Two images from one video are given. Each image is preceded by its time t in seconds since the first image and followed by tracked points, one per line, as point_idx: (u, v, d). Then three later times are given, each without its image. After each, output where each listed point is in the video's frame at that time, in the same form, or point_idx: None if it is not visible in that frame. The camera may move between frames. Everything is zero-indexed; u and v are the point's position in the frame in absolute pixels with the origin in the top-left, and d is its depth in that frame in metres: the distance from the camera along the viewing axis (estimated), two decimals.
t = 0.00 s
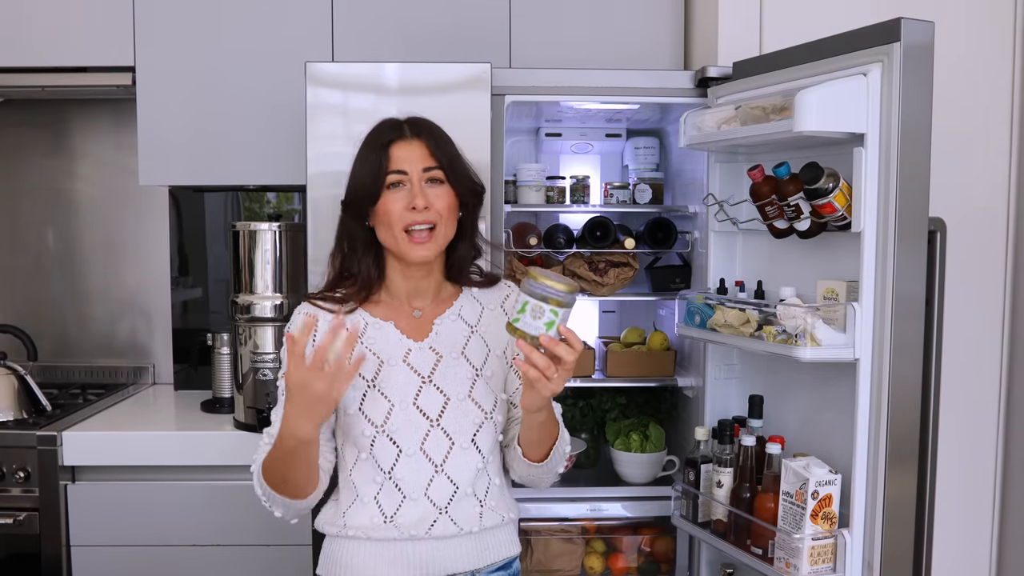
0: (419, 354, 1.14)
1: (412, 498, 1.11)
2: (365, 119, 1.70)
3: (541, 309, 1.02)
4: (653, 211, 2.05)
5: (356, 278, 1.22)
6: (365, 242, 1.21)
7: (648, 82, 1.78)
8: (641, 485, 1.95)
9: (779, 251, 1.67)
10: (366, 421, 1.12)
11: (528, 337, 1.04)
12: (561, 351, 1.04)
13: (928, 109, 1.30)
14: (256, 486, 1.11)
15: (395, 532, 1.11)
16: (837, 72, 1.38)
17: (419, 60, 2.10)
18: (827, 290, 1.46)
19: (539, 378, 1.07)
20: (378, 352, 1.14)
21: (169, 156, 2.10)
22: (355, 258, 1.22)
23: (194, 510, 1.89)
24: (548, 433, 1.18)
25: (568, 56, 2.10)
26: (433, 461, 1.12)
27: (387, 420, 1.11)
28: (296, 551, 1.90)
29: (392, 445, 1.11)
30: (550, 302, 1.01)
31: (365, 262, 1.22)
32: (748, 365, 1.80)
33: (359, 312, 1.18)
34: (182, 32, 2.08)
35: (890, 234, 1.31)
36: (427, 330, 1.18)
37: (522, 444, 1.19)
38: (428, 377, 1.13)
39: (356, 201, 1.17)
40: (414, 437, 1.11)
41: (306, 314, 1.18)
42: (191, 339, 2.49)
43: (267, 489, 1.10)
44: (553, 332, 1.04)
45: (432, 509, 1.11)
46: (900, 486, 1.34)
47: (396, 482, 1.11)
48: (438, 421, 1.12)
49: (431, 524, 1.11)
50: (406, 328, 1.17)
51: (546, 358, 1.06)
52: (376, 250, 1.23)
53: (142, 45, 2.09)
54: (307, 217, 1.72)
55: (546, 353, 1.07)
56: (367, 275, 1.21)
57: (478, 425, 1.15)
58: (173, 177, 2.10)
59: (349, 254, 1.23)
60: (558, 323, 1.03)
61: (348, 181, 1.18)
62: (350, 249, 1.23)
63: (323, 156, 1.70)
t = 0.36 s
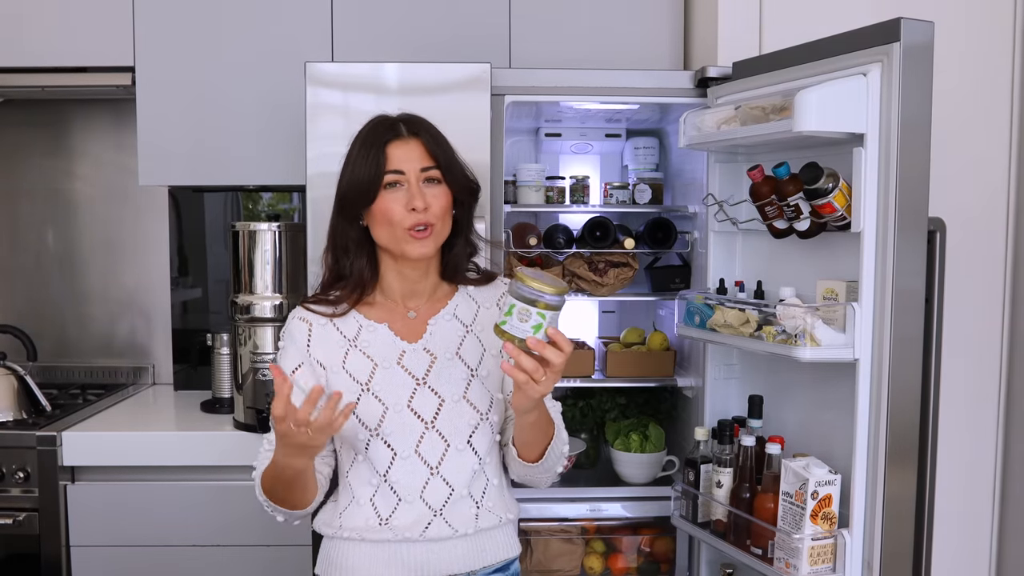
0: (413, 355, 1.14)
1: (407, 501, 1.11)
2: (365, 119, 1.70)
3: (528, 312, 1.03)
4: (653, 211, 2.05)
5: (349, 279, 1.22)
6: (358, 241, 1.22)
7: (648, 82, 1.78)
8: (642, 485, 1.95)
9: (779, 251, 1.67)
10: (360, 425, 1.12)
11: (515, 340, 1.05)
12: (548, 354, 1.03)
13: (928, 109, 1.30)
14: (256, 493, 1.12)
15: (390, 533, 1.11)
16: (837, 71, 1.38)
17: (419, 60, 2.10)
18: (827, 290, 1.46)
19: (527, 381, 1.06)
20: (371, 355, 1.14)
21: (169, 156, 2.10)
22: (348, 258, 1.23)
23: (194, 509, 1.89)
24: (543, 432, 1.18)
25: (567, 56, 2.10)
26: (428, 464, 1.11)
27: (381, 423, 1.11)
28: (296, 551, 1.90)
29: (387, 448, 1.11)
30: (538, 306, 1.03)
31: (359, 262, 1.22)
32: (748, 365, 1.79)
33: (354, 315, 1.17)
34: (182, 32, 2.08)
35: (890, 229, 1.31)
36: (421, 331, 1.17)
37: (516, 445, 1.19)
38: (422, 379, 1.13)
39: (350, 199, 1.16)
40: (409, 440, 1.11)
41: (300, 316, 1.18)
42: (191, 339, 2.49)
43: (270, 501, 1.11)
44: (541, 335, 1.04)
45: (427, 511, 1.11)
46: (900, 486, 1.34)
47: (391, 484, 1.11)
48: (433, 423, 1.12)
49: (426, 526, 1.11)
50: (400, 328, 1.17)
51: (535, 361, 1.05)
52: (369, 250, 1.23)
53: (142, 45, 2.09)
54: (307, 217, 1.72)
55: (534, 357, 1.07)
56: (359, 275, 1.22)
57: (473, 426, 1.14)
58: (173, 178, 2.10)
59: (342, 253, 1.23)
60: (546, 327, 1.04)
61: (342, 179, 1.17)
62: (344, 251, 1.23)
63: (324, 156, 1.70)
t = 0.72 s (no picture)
0: (414, 358, 1.14)
1: (410, 504, 1.11)
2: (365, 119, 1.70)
3: (527, 312, 1.04)
4: (653, 211, 2.05)
5: (348, 280, 1.22)
6: (359, 242, 1.22)
7: (648, 82, 1.78)
8: (642, 485, 1.95)
9: (779, 251, 1.67)
10: (362, 428, 1.12)
11: (515, 341, 1.05)
12: (550, 354, 1.03)
13: (928, 109, 1.30)
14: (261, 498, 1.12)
15: (393, 537, 1.11)
16: (837, 72, 1.38)
17: (419, 60, 2.10)
18: (827, 290, 1.46)
19: (529, 382, 1.06)
20: (373, 357, 1.14)
21: (169, 156, 2.10)
22: (347, 258, 1.22)
23: (194, 509, 1.89)
24: (546, 433, 1.17)
25: (567, 56, 2.10)
26: (431, 467, 1.12)
27: (383, 426, 1.11)
28: (297, 551, 1.90)
29: (390, 451, 1.11)
30: (536, 305, 1.04)
31: (358, 263, 1.22)
32: (748, 365, 1.80)
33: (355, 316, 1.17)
34: (182, 32, 2.08)
35: (890, 231, 1.31)
36: (424, 332, 1.17)
37: (520, 446, 1.19)
38: (424, 381, 1.13)
39: (353, 198, 1.16)
40: (411, 443, 1.11)
41: (300, 318, 1.18)
42: (191, 339, 2.49)
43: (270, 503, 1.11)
44: (541, 335, 1.04)
45: (431, 515, 1.11)
46: (900, 486, 1.34)
47: (394, 488, 1.11)
48: (436, 426, 1.12)
49: (430, 530, 1.11)
50: (402, 330, 1.17)
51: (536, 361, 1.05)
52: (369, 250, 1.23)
53: (142, 45, 2.09)
54: (307, 217, 1.72)
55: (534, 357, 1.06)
56: (359, 275, 1.22)
57: (477, 428, 1.14)
58: (173, 178, 2.10)
59: (341, 254, 1.23)
60: (545, 326, 1.05)
61: (342, 178, 1.16)
62: (343, 253, 1.22)
63: (324, 156, 1.70)
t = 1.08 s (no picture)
0: (421, 360, 1.14)
1: (420, 507, 1.11)
2: (365, 119, 1.70)
3: (539, 314, 1.03)
4: (653, 211, 2.05)
5: (354, 280, 1.22)
6: (364, 243, 1.22)
7: (647, 82, 1.78)
8: (642, 485, 1.95)
9: (779, 251, 1.67)
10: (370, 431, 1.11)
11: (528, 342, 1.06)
12: (562, 356, 1.04)
13: (928, 109, 1.30)
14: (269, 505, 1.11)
15: (403, 542, 1.11)
16: (837, 72, 1.38)
17: (419, 60, 2.10)
18: (827, 290, 1.46)
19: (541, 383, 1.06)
20: (380, 360, 1.14)
21: (169, 156, 2.09)
22: (353, 259, 1.22)
23: (194, 509, 1.89)
24: (554, 434, 1.18)
25: (567, 56, 2.10)
26: (440, 469, 1.11)
27: (392, 429, 1.11)
28: (297, 551, 1.90)
29: (398, 455, 1.11)
30: (548, 307, 1.03)
31: (364, 264, 1.22)
32: (748, 365, 1.80)
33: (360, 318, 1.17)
34: (182, 32, 2.08)
35: (890, 231, 1.31)
36: (429, 334, 1.17)
37: (527, 446, 1.19)
38: (431, 384, 1.13)
39: (358, 198, 1.15)
40: (420, 446, 1.11)
41: (305, 321, 1.18)
42: (191, 339, 2.49)
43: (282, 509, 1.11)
44: (553, 336, 1.05)
45: (441, 518, 1.11)
46: (900, 486, 1.34)
47: (404, 491, 1.11)
48: (444, 428, 1.12)
49: (440, 533, 1.11)
50: (408, 332, 1.17)
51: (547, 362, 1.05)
52: (375, 251, 1.22)
53: (142, 45, 2.09)
54: (307, 217, 1.72)
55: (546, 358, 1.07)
56: (365, 276, 1.22)
57: (485, 430, 1.14)
58: (173, 178, 2.10)
59: (347, 254, 1.23)
60: (557, 328, 1.05)
61: (349, 178, 1.16)
62: (349, 254, 1.23)
63: (324, 156, 1.70)
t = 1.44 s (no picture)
0: (425, 361, 1.14)
1: (425, 508, 1.11)
2: (365, 119, 1.70)
3: (541, 315, 1.03)
4: (653, 211, 2.05)
5: (357, 280, 1.22)
6: (367, 242, 1.21)
7: (647, 82, 1.78)
8: (641, 485, 1.95)
9: (779, 251, 1.67)
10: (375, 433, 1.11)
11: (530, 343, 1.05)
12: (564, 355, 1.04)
13: (928, 109, 1.30)
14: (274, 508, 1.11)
15: (409, 542, 1.11)
16: (837, 71, 1.38)
17: (419, 60, 2.10)
18: (827, 290, 1.46)
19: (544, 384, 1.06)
20: (384, 361, 1.13)
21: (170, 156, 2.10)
22: (355, 259, 1.22)
23: (193, 509, 1.89)
24: (556, 435, 1.18)
25: (567, 56, 2.10)
26: (445, 471, 1.11)
27: (397, 431, 1.11)
28: (297, 551, 1.90)
29: (404, 456, 1.11)
30: (550, 308, 1.03)
31: (367, 264, 1.22)
32: (748, 365, 1.79)
33: (363, 320, 1.17)
34: (182, 32, 2.08)
35: (890, 231, 1.31)
36: (432, 336, 1.18)
37: (529, 446, 1.19)
38: (435, 385, 1.13)
39: (364, 197, 1.15)
40: (425, 447, 1.11)
41: (307, 323, 1.18)
42: (191, 339, 2.49)
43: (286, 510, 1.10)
44: (553, 338, 1.05)
45: (446, 518, 1.11)
46: (900, 486, 1.34)
47: (409, 492, 1.11)
48: (449, 429, 1.12)
49: (446, 534, 1.11)
50: (411, 332, 1.17)
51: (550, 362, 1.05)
52: (378, 250, 1.22)
53: (142, 45, 2.09)
54: (307, 217, 1.72)
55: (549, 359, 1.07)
56: (368, 276, 1.21)
57: (489, 431, 1.14)
58: (173, 178, 2.10)
59: (349, 255, 1.23)
60: (559, 329, 1.05)
61: (354, 177, 1.16)
62: (351, 254, 1.22)
63: (324, 156, 1.70)
